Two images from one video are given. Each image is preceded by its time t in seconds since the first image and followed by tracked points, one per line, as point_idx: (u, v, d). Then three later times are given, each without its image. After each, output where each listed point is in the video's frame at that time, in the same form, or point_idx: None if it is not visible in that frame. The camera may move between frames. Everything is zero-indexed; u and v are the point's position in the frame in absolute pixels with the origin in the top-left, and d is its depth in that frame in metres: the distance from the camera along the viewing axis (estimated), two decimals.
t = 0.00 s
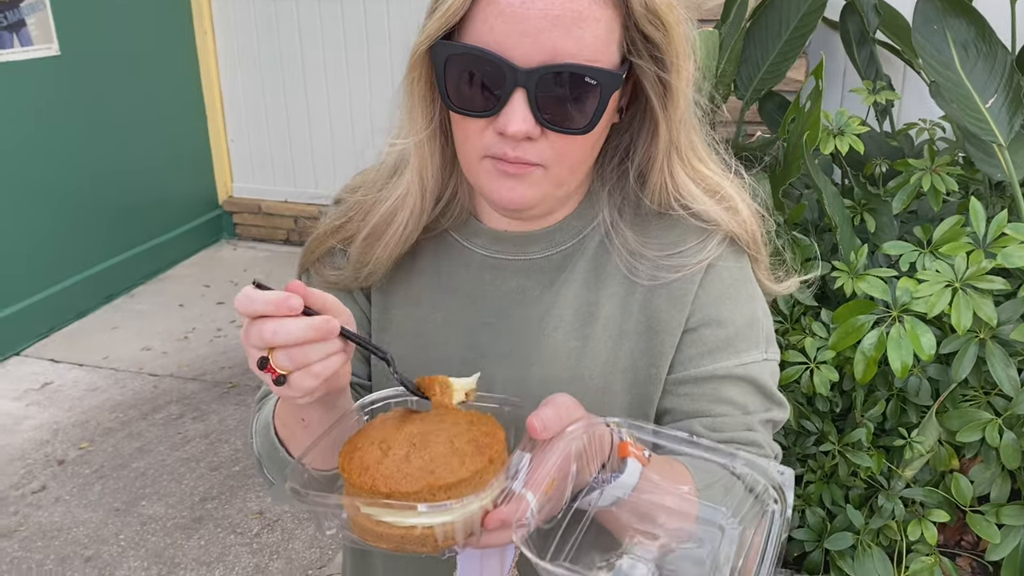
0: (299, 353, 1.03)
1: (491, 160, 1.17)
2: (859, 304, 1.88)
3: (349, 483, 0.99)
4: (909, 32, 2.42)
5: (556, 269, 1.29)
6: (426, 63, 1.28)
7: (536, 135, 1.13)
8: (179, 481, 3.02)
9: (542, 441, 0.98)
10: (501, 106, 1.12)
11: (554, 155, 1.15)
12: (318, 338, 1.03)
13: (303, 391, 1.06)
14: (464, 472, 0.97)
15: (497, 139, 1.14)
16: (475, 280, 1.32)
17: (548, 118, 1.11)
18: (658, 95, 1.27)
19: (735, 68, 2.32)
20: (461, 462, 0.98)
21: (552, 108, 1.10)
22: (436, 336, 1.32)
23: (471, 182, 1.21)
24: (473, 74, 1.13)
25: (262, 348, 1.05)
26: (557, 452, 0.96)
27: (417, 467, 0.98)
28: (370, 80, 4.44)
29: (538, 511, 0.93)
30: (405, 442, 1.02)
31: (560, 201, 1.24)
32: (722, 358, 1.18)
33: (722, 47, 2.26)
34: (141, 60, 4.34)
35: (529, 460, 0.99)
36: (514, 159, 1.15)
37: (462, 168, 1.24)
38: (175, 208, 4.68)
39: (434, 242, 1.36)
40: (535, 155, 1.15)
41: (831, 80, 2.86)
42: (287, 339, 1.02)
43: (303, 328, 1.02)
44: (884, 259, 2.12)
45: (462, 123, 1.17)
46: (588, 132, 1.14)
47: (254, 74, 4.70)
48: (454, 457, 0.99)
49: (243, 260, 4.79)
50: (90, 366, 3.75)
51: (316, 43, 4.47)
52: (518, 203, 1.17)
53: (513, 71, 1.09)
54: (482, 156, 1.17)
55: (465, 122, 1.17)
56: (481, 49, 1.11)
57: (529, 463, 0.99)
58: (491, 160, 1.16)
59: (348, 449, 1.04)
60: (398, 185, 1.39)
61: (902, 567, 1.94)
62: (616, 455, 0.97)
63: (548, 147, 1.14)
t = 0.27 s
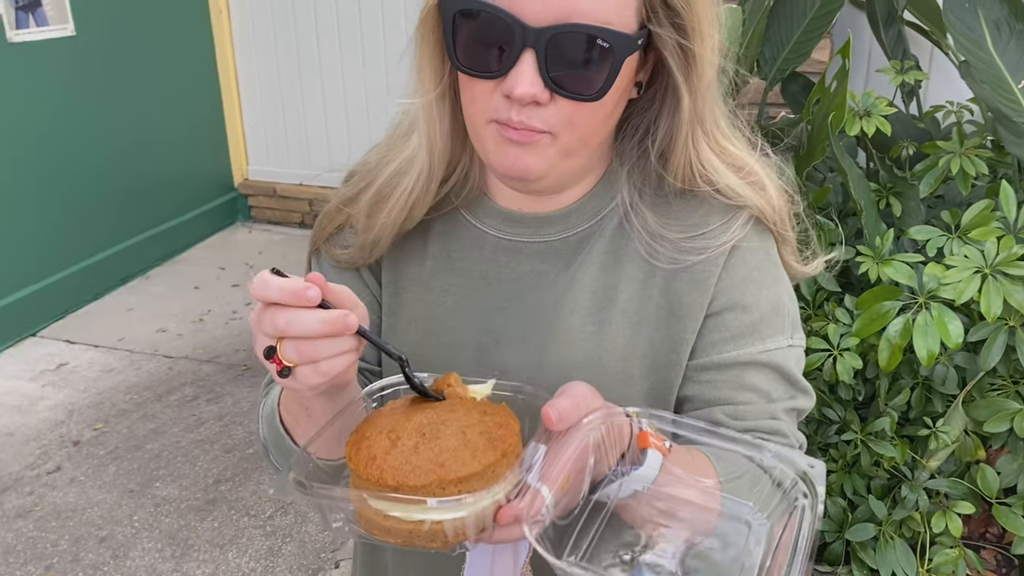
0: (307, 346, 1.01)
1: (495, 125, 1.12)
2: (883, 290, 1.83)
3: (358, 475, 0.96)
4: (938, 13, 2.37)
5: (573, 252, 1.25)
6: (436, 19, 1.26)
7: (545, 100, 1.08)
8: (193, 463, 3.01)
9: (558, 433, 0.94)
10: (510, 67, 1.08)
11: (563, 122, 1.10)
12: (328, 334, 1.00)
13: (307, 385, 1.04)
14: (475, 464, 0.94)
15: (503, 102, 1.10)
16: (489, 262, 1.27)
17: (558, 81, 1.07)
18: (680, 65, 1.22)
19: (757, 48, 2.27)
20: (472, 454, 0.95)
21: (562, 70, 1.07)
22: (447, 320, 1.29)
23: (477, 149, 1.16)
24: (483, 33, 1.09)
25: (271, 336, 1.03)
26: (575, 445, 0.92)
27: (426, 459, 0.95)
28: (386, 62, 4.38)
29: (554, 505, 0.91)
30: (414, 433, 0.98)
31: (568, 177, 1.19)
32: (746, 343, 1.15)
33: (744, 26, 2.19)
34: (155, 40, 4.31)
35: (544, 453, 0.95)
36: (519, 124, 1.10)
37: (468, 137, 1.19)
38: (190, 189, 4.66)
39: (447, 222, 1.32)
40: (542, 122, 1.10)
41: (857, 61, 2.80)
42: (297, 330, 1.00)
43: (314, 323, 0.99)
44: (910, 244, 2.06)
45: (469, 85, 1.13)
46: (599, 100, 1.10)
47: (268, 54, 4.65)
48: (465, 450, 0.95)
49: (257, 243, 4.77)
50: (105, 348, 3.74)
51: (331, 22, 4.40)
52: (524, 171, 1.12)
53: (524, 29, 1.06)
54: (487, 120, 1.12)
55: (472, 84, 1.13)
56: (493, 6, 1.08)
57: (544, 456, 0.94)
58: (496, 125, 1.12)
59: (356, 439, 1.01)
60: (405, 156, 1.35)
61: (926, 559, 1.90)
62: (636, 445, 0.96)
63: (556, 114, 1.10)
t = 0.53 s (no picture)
0: (316, 375, 1.01)
1: (532, 106, 1.05)
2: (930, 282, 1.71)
3: (382, 509, 0.88)
4: None
5: (611, 243, 1.16)
6: None
7: (587, 78, 1.01)
8: (207, 447, 2.96)
9: (604, 458, 0.91)
10: (549, 42, 1.00)
11: (606, 103, 1.03)
12: (336, 359, 1.00)
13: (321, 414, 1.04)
14: (512, 498, 0.86)
15: (541, 81, 1.03)
16: (519, 253, 1.20)
17: (602, 57, 0.99)
18: (734, 41, 1.13)
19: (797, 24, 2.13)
20: (510, 487, 0.87)
21: (606, 45, 0.99)
22: (473, 313, 1.21)
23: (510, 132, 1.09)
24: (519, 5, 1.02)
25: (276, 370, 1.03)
26: (622, 473, 0.88)
27: (460, 491, 0.86)
28: (402, 43, 4.26)
29: (600, 542, 0.86)
30: (446, 460, 0.89)
31: (609, 162, 1.11)
32: (796, 344, 1.09)
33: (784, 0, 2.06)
34: (169, 16, 4.23)
35: (587, 482, 0.89)
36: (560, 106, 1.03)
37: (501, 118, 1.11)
38: (205, 169, 4.59)
39: (474, 209, 1.24)
40: (584, 103, 1.03)
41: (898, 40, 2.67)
42: (303, 362, 1.00)
43: (320, 351, 0.99)
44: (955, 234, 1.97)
45: (503, 61, 1.06)
46: (647, 77, 1.03)
47: (281, 32, 4.53)
48: (501, 481, 0.87)
49: (273, 224, 4.70)
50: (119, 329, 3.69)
51: None
52: (561, 157, 1.05)
53: None
54: (523, 101, 1.05)
55: (507, 60, 1.05)
56: None
57: (589, 486, 0.89)
58: (533, 106, 1.05)
59: (381, 464, 0.92)
60: (427, 141, 1.28)
61: (969, 563, 1.82)
62: (686, 466, 0.92)
63: (600, 94, 1.02)
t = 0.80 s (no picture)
0: (339, 403, 0.97)
1: (586, 96, 1.00)
2: (984, 283, 1.62)
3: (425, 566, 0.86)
4: None
5: (661, 245, 1.17)
6: None
7: (647, 68, 0.96)
8: (220, 432, 2.90)
9: (671, 507, 0.87)
10: (608, 28, 0.95)
11: (666, 95, 0.98)
12: (357, 384, 0.95)
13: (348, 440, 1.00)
14: (573, 558, 0.82)
15: (597, 70, 0.98)
16: (560, 253, 1.21)
17: (663, 44, 0.94)
18: (808, 27, 1.11)
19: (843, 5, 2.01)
20: (569, 550, 0.83)
21: (669, 32, 0.94)
22: (509, 317, 1.23)
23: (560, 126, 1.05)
24: None
25: (291, 402, 0.98)
26: (691, 524, 0.85)
27: (511, 552, 0.83)
28: (423, 23, 4.17)
29: None
30: (493, 514, 0.86)
31: (664, 157, 1.07)
32: (865, 362, 1.10)
33: None
34: None
35: (653, 531, 0.87)
36: (617, 95, 0.98)
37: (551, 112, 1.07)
38: (220, 148, 4.52)
39: (513, 209, 1.25)
40: (643, 94, 0.98)
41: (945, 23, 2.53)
42: (321, 392, 0.95)
43: (339, 377, 0.94)
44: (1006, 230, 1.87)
45: (556, 49, 1.02)
46: (711, 67, 0.98)
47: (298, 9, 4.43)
48: (555, 540, 0.84)
49: (287, 205, 4.62)
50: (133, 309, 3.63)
51: None
52: (615, 151, 1.00)
53: None
54: (577, 90, 1.01)
55: (560, 47, 1.01)
56: None
57: (653, 535, 0.86)
58: (587, 97, 1.00)
59: (419, 512, 0.89)
60: (469, 134, 1.28)
61: None
62: (753, 505, 0.88)
63: (660, 84, 0.97)
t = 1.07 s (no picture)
0: (307, 364, 0.93)
1: (626, 56, 0.98)
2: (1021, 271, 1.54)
3: (427, 515, 0.83)
4: None
5: (698, 227, 1.13)
6: None
7: (692, 20, 0.93)
8: (234, 405, 2.86)
9: (703, 481, 0.87)
10: None
11: (714, 51, 0.96)
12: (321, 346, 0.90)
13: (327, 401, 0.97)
14: (583, 520, 0.79)
15: (636, 25, 0.96)
16: (592, 233, 1.17)
17: None
18: None
19: None
20: (580, 512, 0.80)
21: None
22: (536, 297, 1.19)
23: (593, 93, 1.03)
24: None
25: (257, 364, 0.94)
26: (719, 502, 0.86)
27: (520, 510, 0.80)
28: None
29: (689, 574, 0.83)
30: (507, 471, 0.83)
31: (705, 125, 1.05)
32: (923, 351, 1.05)
33: None
34: None
35: (681, 503, 0.86)
36: (660, 50, 0.96)
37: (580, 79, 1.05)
38: (241, 118, 4.46)
39: (543, 186, 1.20)
40: (687, 51, 0.95)
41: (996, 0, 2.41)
42: (284, 354, 0.90)
43: (300, 339, 0.89)
44: None
45: (590, 8, 0.99)
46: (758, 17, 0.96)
47: None
48: (568, 500, 0.81)
49: (308, 177, 4.56)
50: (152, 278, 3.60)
51: None
52: (655, 112, 0.98)
53: None
54: (616, 50, 0.98)
55: (595, 5, 0.98)
56: None
57: (681, 507, 0.86)
58: (628, 55, 0.98)
59: (432, 460, 0.87)
60: (497, 107, 1.23)
61: None
62: (802, 488, 0.89)
63: (705, 40, 0.95)
